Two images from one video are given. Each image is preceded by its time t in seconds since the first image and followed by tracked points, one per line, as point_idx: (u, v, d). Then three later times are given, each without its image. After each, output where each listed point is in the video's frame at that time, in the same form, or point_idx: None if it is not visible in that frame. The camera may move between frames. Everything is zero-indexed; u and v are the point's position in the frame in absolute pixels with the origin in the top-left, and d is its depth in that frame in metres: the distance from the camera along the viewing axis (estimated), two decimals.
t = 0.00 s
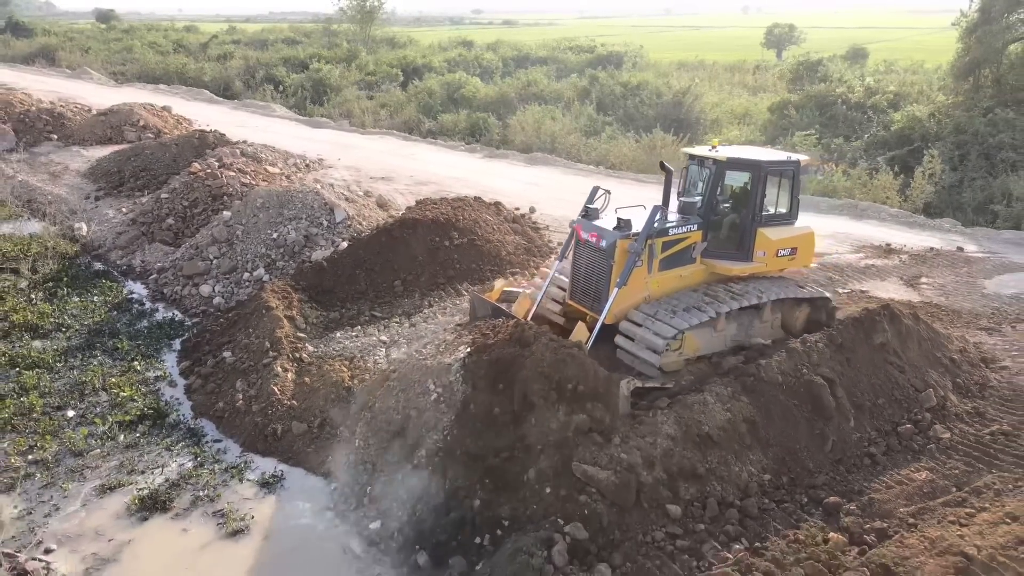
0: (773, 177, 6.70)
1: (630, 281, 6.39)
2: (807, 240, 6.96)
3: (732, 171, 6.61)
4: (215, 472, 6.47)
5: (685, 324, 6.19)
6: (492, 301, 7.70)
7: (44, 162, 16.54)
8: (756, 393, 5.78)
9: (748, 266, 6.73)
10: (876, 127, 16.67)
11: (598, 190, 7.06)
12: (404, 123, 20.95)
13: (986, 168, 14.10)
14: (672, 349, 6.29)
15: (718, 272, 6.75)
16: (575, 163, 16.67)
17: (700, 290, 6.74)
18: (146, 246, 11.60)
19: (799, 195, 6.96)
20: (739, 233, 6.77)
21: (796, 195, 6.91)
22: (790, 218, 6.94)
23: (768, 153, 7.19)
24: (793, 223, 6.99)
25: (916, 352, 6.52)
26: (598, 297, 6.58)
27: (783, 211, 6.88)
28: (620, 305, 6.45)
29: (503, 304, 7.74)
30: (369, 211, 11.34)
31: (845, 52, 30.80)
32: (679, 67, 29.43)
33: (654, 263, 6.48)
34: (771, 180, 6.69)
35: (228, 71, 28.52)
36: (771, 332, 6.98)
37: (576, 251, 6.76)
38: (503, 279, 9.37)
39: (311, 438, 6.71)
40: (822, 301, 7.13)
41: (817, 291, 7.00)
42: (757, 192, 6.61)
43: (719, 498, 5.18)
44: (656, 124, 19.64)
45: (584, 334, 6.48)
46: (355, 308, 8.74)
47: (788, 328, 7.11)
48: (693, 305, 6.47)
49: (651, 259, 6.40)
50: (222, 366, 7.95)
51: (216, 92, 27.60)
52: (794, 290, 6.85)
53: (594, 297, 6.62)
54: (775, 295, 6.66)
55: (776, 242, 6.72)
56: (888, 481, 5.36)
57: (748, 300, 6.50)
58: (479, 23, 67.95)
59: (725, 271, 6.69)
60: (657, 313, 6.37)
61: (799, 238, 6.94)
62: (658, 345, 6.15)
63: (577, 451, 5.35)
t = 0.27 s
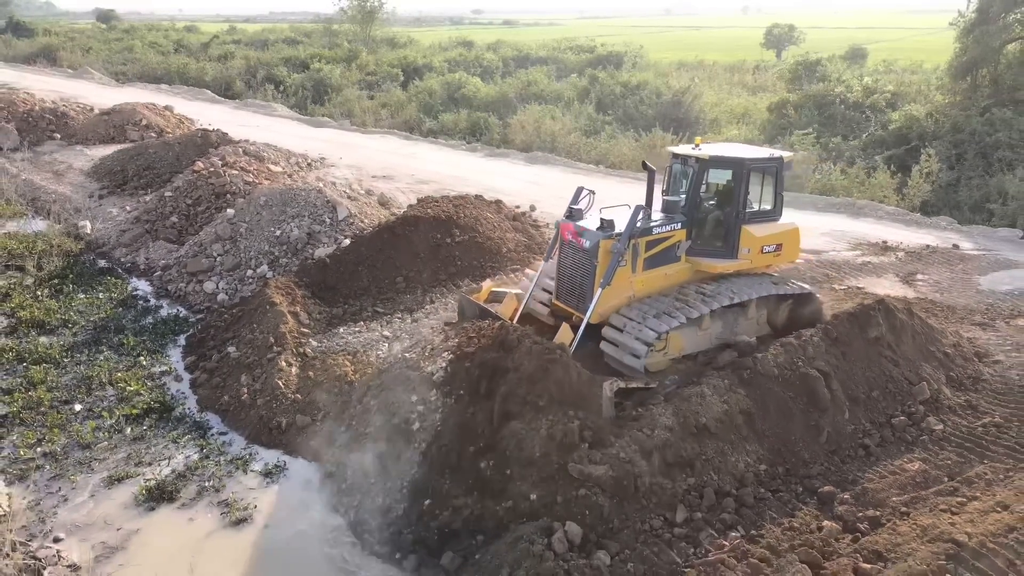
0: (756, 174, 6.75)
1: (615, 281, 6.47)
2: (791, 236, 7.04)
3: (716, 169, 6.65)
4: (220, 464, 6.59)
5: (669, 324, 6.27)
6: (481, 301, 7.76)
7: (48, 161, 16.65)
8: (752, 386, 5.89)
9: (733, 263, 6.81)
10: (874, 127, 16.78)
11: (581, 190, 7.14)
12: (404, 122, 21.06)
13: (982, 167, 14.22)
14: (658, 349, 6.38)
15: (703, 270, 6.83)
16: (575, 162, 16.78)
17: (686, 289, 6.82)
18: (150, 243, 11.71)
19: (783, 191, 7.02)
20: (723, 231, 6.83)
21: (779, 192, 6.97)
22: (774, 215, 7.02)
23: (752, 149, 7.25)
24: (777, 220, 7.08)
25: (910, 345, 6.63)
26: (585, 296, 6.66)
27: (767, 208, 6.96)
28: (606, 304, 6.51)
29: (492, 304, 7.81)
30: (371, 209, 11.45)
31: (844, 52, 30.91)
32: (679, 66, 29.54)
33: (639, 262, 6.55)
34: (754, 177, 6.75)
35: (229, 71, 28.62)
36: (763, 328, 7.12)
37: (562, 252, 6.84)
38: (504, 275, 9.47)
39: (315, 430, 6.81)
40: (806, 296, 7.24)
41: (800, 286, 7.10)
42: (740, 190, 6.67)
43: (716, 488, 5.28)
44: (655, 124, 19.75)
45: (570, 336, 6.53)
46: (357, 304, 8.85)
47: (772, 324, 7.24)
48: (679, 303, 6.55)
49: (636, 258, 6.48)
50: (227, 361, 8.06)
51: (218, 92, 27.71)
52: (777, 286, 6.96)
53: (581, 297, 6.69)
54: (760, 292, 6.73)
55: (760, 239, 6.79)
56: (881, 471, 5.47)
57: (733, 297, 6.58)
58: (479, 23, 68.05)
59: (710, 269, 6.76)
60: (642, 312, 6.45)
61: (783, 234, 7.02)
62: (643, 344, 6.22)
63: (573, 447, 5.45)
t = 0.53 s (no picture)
0: (746, 174, 6.72)
1: (603, 283, 6.44)
2: (781, 235, 7.04)
3: (705, 169, 6.62)
4: (222, 460, 6.63)
5: (657, 325, 6.26)
6: (470, 303, 7.85)
7: (49, 161, 16.69)
8: (751, 384, 5.93)
9: (723, 263, 6.79)
10: (873, 127, 16.81)
11: (569, 192, 7.14)
12: (404, 122, 21.10)
13: (981, 167, 14.26)
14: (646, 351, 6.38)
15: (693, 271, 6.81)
16: (575, 161, 16.82)
17: (675, 290, 6.80)
18: (152, 242, 11.75)
19: (773, 191, 7.01)
20: (713, 231, 6.82)
21: (769, 191, 6.96)
22: (764, 214, 7.00)
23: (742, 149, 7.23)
24: (768, 219, 7.06)
25: (908, 343, 6.67)
26: (573, 298, 6.64)
27: (757, 208, 6.94)
28: (594, 306, 6.49)
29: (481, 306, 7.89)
30: (372, 208, 11.50)
31: (843, 52, 30.93)
32: (679, 66, 29.58)
33: (627, 263, 6.55)
34: (744, 177, 6.72)
35: (229, 70, 28.65)
36: (759, 328, 7.15)
37: (551, 254, 6.83)
38: (504, 274, 9.51)
39: (316, 427, 6.85)
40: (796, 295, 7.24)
41: (790, 286, 7.09)
42: (729, 189, 6.64)
43: (715, 484, 5.32)
44: (655, 124, 19.80)
45: (558, 340, 6.49)
46: (359, 303, 8.90)
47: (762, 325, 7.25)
48: (668, 304, 6.54)
49: (623, 259, 6.46)
50: (229, 359, 8.11)
51: (218, 91, 27.75)
52: (766, 286, 6.96)
53: (569, 299, 6.67)
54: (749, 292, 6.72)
55: (750, 238, 6.78)
56: (879, 467, 5.51)
57: (722, 298, 6.57)
58: (478, 23, 68.05)
59: (699, 270, 6.75)
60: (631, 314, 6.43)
61: (774, 234, 7.01)
62: (631, 345, 6.21)
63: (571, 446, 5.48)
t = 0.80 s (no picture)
0: (733, 175, 6.74)
1: (590, 286, 6.38)
2: (769, 236, 7.05)
3: (692, 170, 6.63)
4: (222, 458, 6.65)
5: (646, 328, 6.18)
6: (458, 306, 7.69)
7: (50, 161, 16.72)
8: (750, 383, 5.95)
9: (712, 265, 6.78)
10: (872, 126, 16.83)
11: (555, 194, 7.09)
12: (405, 122, 21.12)
13: (981, 167, 14.30)
14: (633, 355, 6.30)
15: (681, 273, 6.79)
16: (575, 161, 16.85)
17: (663, 292, 6.76)
18: (153, 242, 11.77)
19: (761, 192, 7.03)
20: (700, 233, 6.82)
21: (758, 191, 6.97)
22: (753, 215, 7.02)
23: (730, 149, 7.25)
24: (756, 220, 7.08)
25: (907, 342, 6.69)
26: (559, 303, 6.56)
27: (745, 209, 6.96)
28: (581, 310, 6.41)
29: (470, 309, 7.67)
30: (372, 208, 11.52)
31: (843, 53, 30.97)
32: (679, 66, 29.62)
33: (614, 266, 6.47)
34: (732, 178, 6.74)
35: (229, 70, 28.68)
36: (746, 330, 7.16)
37: (536, 258, 6.76)
38: (505, 273, 9.53)
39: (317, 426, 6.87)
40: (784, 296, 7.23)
41: (779, 288, 7.08)
42: (716, 190, 6.66)
43: (715, 482, 5.34)
44: (655, 123, 19.83)
45: (540, 348, 6.30)
46: (360, 302, 8.93)
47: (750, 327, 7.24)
48: (656, 307, 6.49)
49: (610, 262, 6.41)
50: (230, 358, 8.13)
51: (218, 91, 27.78)
52: (755, 287, 6.95)
53: (555, 303, 6.59)
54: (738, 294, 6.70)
55: (738, 240, 6.78)
56: (879, 466, 5.54)
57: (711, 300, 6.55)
58: (478, 23, 68.06)
59: (687, 272, 6.72)
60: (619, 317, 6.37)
61: (762, 235, 7.02)
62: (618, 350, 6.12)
63: (569, 446, 5.46)
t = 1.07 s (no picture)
0: (716, 173, 6.73)
1: (571, 287, 6.37)
2: (753, 235, 7.04)
3: (675, 170, 6.62)
4: (223, 451, 6.73)
5: (626, 329, 6.19)
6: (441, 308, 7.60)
7: (52, 160, 16.79)
8: (747, 377, 6.03)
9: (695, 264, 6.78)
10: (871, 126, 16.89)
11: (538, 194, 7.07)
12: (405, 122, 21.20)
13: (978, 166, 14.36)
14: (614, 355, 6.33)
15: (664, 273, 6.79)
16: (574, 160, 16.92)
17: (646, 292, 6.76)
18: (155, 240, 11.84)
19: (745, 189, 7.01)
20: (683, 232, 6.82)
21: (741, 189, 6.95)
22: (736, 213, 7.02)
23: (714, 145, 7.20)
24: (739, 218, 7.08)
25: (902, 338, 6.75)
26: (542, 304, 6.56)
27: (729, 207, 6.96)
28: (563, 311, 6.41)
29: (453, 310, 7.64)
30: (373, 206, 11.60)
31: (842, 53, 31.04)
32: (679, 66, 29.70)
33: (596, 267, 6.47)
34: (714, 176, 6.73)
35: (230, 70, 28.75)
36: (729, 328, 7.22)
37: (519, 259, 6.77)
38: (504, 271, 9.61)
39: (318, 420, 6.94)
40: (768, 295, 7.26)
41: (763, 286, 7.09)
42: (699, 189, 6.64)
43: (711, 474, 5.42)
44: (654, 123, 19.90)
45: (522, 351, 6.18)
46: (360, 299, 9.01)
47: (733, 327, 7.31)
48: (638, 308, 6.48)
49: (592, 263, 6.39)
50: (232, 354, 8.21)
51: (219, 91, 27.86)
52: (738, 286, 6.95)
53: (538, 304, 6.60)
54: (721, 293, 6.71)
55: (721, 239, 6.78)
56: (873, 459, 5.61)
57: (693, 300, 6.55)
58: (477, 23, 68.10)
59: (670, 272, 6.72)
60: (600, 318, 6.37)
61: (745, 233, 7.02)
62: (598, 351, 6.13)
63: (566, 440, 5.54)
